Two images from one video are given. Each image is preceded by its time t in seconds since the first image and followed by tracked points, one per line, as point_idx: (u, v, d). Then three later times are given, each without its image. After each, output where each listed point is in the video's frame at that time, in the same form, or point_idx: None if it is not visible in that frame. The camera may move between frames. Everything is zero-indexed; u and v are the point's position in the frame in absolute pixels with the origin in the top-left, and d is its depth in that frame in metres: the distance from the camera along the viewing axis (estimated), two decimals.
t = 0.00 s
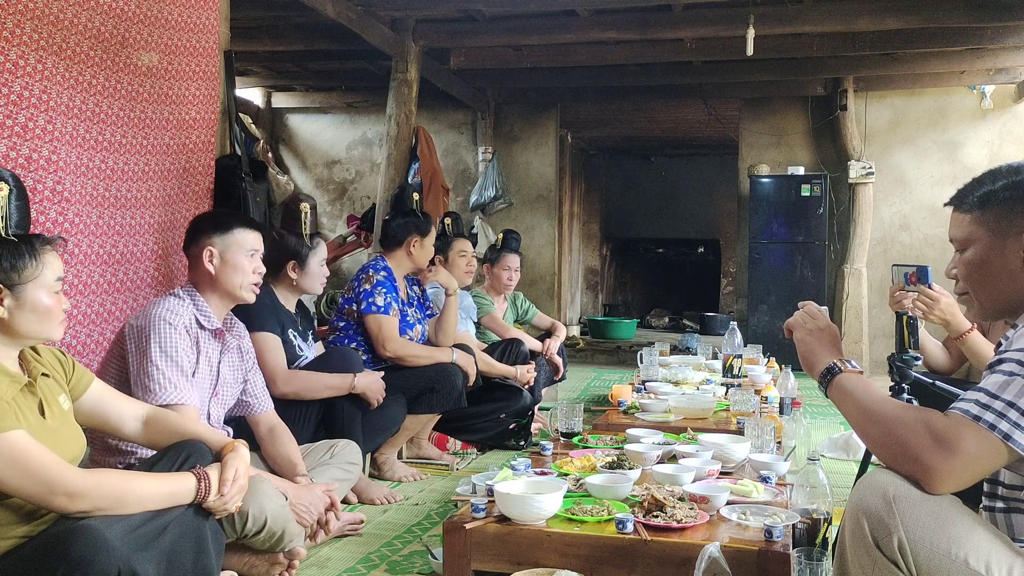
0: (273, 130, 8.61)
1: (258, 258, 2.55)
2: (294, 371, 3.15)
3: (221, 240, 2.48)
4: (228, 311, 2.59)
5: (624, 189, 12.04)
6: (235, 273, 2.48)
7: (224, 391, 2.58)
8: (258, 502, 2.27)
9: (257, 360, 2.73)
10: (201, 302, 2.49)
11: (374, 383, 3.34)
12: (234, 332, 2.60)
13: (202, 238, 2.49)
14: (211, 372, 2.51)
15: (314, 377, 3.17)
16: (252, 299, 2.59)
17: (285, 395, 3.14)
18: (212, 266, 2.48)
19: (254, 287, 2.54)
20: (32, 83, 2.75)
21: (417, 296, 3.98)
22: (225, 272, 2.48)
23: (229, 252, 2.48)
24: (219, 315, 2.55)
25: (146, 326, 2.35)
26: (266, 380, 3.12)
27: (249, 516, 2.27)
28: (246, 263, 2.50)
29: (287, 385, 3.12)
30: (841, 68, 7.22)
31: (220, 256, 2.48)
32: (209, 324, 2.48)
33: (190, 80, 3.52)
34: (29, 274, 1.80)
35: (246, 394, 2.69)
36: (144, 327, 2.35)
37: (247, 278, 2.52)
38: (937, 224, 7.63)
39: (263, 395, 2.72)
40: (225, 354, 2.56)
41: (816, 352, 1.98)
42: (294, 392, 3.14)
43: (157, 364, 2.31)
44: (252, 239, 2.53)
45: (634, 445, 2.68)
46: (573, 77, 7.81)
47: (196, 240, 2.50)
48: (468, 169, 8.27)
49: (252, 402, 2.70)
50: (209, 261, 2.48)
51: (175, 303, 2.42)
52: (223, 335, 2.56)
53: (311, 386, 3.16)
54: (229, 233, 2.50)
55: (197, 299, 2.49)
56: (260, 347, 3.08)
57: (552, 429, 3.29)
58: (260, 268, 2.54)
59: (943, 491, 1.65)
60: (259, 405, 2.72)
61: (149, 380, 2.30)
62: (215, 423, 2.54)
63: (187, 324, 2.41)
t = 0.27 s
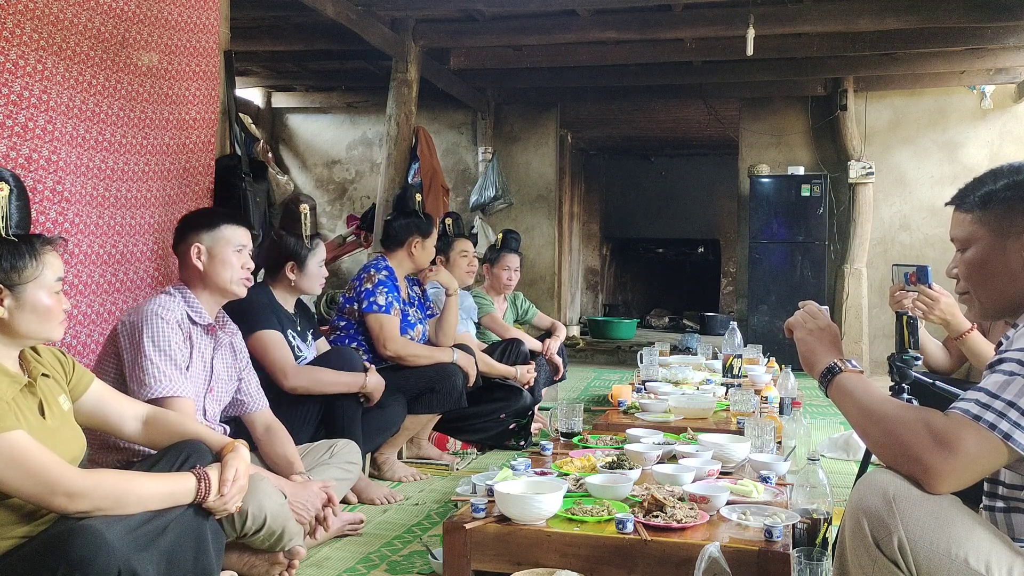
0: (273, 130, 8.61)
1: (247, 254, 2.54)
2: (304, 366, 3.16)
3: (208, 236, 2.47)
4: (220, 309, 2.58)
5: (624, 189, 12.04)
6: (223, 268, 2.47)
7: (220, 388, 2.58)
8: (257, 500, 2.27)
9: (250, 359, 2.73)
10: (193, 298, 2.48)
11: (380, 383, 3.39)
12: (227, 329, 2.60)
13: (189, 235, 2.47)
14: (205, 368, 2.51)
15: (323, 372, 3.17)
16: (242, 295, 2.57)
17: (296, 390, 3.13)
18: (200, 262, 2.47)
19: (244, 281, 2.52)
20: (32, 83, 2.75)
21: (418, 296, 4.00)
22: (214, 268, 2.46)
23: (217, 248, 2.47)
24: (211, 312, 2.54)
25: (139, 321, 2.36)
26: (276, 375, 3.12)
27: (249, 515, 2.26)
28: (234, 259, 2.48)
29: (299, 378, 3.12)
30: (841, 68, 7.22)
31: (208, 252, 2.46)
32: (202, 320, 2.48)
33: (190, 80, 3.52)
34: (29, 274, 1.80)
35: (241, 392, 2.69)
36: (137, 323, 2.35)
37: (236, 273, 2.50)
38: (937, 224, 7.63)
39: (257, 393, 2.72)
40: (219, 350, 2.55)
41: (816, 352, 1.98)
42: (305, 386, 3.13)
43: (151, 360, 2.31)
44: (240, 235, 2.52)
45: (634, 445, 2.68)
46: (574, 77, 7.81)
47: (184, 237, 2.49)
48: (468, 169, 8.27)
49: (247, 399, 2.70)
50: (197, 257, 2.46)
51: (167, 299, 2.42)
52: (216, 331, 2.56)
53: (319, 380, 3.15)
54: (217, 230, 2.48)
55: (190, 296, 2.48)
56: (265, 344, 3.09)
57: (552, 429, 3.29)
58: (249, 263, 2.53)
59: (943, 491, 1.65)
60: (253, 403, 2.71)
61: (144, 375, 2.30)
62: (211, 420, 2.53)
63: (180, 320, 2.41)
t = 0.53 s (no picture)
0: (273, 130, 8.61)
1: (236, 251, 2.55)
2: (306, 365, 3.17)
3: (196, 234, 2.48)
4: (212, 307, 2.58)
5: (624, 189, 12.04)
6: (212, 265, 2.48)
7: (216, 386, 2.57)
8: (257, 499, 2.27)
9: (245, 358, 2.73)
10: (185, 297, 2.48)
11: (381, 387, 3.41)
12: (221, 327, 2.60)
13: (177, 233, 2.49)
14: (200, 366, 2.50)
15: (325, 373, 3.19)
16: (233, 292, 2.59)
17: (298, 388, 3.13)
18: (189, 260, 2.48)
19: (235, 278, 2.54)
20: (32, 83, 2.75)
21: (418, 296, 4.00)
22: (203, 265, 2.47)
23: (206, 245, 2.48)
24: (204, 310, 2.54)
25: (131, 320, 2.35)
26: (279, 374, 3.11)
27: (248, 513, 2.27)
28: (223, 256, 2.50)
29: (302, 376, 3.12)
30: (841, 69, 7.22)
31: (196, 250, 2.48)
32: (194, 317, 2.48)
33: (190, 80, 3.52)
34: (29, 274, 1.80)
35: (237, 391, 2.68)
36: (129, 321, 2.35)
37: (226, 269, 2.51)
38: (937, 224, 7.63)
39: (253, 393, 2.72)
40: (213, 348, 2.55)
41: (816, 352, 1.98)
42: (308, 384, 3.14)
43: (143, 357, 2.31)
44: (228, 231, 2.53)
45: (634, 445, 2.68)
46: (574, 77, 7.81)
47: (171, 236, 2.50)
48: (468, 169, 8.27)
49: (243, 399, 2.69)
50: (186, 256, 2.48)
51: (159, 297, 2.42)
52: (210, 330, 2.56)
53: (321, 380, 3.17)
54: (204, 227, 2.49)
55: (182, 295, 2.48)
56: (265, 343, 3.09)
57: (552, 429, 3.29)
58: (239, 260, 2.55)
59: (943, 491, 1.65)
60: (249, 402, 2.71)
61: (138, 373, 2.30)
62: (208, 418, 2.52)
63: (172, 318, 2.41)
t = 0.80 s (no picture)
0: (273, 130, 8.61)
1: (225, 248, 2.54)
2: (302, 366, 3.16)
3: (183, 232, 2.48)
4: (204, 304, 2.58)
5: (624, 189, 12.04)
6: (200, 262, 2.48)
7: (210, 384, 2.57)
8: (256, 498, 2.27)
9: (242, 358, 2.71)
10: (174, 295, 2.48)
11: (378, 390, 3.40)
12: (212, 325, 2.60)
13: (165, 230, 2.49)
14: (192, 364, 2.50)
15: (319, 373, 3.17)
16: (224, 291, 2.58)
17: (292, 390, 3.13)
18: (176, 259, 2.48)
19: (224, 276, 2.53)
20: (32, 83, 2.75)
21: (418, 297, 4.00)
22: (191, 263, 2.47)
23: (193, 242, 2.48)
24: (195, 308, 2.54)
25: (117, 318, 2.36)
26: (274, 375, 3.12)
27: (247, 513, 2.26)
28: (211, 253, 2.49)
29: (296, 378, 3.12)
30: (841, 69, 7.23)
31: (183, 248, 2.47)
32: (183, 315, 2.47)
33: (190, 80, 3.52)
34: (29, 274, 1.80)
35: (234, 390, 2.67)
36: (116, 319, 2.36)
37: (214, 267, 2.50)
38: (937, 224, 7.63)
39: (251, 392, 2.70)
40: (205, 346, 2.55)
41: (816, 352, 1.98)
42: (302, 386, 3.13)
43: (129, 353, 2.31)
44: (216, 229, 2.52)
45: (634, 445, 2.68)
46: (574, 77, 7.81)
47: (158, 235, 2.50)
48: (468, 169, 8.28)
49: (239, 399, 2.68)
50: (174, 254, 2.48)
51: (147, 296, 2.42)
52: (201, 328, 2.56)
53: (316, 381, 3.16)
54: (191, 224, 2.49)
55: (171, 293, 2.48)
56: (261, 342, 3.09)
57: (552, 429, 3.29)
58: (227, 257, 2.53)
59: (943, 491, 1.65)
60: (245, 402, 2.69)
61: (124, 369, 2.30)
62: (201, 416, 2.52)
63: (160, 315, 2.41)
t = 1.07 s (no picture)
0: (273, 130, 8.61)
1: (211, 248, 2.54)
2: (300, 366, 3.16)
3: (169, 233, 2.48)
4: (192, 304, 2.58)
5: (625, 189, 12.04)
6: (186, 262, 2.48)
7: (203, 382, 2.57)
8: (253, 495, 2.27)
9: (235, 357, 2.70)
10: (162, 294, 2.48)
11: (377, 390, 3.39)
12: (203, 323, 2.60)
13: (152, 231, 2.49)
14: (183, 362, 2.50)
15: (320, 373, 3.18)
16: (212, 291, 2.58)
17: (291, 389, 3.13)
18: (162, 259, 2.48)
19: (211, 277, 2.53)
20: (32, 83, 2.75)
21: (418, 297, 4.00)
22: (177, 263, 2.48)
23: (179, 243, 2.47)
24: (183, 307, 2.54)
25: (103, 317, 2.37)
26: (272, 374, 3.12)
27: (245, 509, 2.27)
28: (197, 254, 2.49)
29: (295, 378, 3.12)
30: (841, 69, 7.23)
31: (169, 247, 2.47)
32: (172, 313, 2.47)
33: (190, 80, 3.52)
34: (29, 274, 1.80)
35: (228, 388, 2.65)
36: (103, 319, 2.36)
37: (200, 267, 2.51)
38: (937, 224, 7.63)
39: (245, 391, 2.68)
40: (196, 344, 2.55)
41: (816, 352, 1.98)
42: (300, 386, 3.13)
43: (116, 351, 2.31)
44: (202, 229, 2.52)
45: (634, 444, 2.68)
46: (574, 77, 7.81)
47: (145, 235, 2.51)
48: (468, 169, 8.28)
49: (233, 397, 2.66)
50: (160, 255, 2.48)
51: (135, 297, 2.42)
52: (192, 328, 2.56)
53: (315, 381, 3.15)
54: (177, 225, 2.48)
55: (159, 293, 2.48)
56: (260, 341, 3.09)
57: (552, 429, 3.29)
58: (215, 258, 2.53)
59: (944, 490, 1.65)
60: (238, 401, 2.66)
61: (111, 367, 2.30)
62: (195, 413, 2.52)
63: (148, 314, 2.41)
